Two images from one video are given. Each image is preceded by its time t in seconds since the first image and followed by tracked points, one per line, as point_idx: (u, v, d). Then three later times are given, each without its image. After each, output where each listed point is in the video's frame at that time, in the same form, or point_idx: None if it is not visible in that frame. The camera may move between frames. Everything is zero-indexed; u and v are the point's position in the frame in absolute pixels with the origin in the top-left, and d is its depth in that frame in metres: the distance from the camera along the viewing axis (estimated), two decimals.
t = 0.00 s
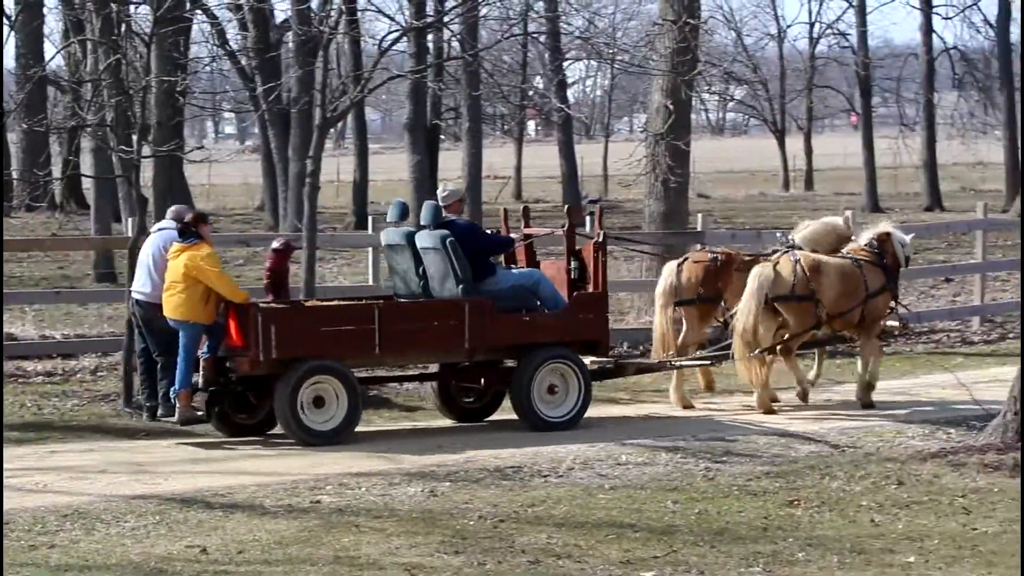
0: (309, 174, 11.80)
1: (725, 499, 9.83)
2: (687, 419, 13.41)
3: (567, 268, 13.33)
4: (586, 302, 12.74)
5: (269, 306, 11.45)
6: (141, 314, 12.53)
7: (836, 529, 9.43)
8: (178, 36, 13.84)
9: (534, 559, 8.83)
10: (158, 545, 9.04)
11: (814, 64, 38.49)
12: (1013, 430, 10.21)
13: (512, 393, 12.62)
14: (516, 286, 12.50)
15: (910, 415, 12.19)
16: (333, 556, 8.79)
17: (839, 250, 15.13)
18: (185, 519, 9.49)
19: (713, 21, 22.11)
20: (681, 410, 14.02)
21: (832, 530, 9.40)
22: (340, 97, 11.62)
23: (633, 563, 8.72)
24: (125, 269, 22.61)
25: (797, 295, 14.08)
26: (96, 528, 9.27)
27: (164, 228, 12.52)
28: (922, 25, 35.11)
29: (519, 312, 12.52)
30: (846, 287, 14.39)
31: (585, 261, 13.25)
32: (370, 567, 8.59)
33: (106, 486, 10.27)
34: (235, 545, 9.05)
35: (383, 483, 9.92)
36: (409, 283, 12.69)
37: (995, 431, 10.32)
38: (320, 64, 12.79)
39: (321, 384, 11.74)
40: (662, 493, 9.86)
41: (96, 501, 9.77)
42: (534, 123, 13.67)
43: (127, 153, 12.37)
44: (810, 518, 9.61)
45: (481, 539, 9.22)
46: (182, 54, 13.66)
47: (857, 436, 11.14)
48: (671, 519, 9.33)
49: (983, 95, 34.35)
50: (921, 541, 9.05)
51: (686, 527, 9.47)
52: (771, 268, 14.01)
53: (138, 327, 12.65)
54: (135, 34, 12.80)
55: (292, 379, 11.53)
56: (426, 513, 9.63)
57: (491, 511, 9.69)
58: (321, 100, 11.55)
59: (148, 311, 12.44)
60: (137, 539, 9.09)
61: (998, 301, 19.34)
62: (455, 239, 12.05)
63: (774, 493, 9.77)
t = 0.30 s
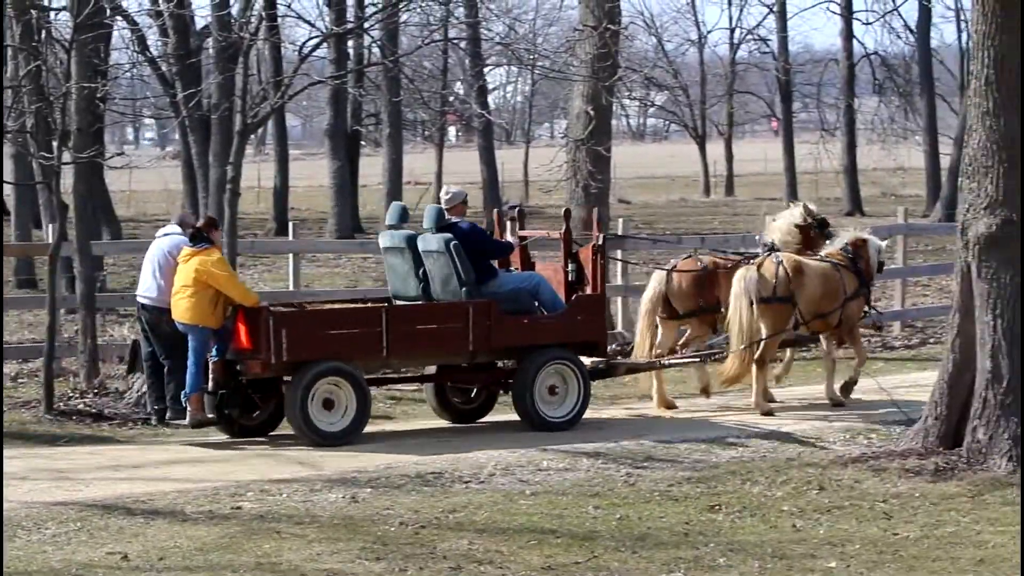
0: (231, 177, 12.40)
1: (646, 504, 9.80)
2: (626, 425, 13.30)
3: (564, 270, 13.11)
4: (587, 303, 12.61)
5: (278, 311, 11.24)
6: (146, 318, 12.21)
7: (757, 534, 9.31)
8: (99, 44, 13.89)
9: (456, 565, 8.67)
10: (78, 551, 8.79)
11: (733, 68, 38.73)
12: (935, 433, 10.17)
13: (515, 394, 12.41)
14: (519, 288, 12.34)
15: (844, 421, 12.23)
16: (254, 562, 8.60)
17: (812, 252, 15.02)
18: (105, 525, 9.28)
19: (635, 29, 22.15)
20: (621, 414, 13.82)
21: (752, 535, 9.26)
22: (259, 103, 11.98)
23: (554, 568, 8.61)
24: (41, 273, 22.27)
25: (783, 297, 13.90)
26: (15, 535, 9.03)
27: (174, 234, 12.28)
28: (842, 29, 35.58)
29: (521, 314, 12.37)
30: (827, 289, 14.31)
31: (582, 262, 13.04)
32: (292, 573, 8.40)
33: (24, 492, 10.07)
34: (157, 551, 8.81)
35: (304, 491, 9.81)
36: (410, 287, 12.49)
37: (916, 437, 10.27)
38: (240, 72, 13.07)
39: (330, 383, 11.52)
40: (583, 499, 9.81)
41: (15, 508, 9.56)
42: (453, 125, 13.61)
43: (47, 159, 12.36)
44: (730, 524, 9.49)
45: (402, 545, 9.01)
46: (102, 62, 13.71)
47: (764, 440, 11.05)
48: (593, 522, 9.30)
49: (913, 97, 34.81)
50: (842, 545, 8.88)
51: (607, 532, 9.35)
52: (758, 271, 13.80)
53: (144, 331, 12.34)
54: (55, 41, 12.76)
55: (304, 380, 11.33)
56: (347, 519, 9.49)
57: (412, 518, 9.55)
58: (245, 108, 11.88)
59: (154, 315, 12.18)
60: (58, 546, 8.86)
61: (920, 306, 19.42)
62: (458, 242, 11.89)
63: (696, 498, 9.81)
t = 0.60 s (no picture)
0: (188, 182, 12.48)
1: (603, 508, 9.73)
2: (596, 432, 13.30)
3: (594, 273, 13.35)
4: (617, 306, 12.94)
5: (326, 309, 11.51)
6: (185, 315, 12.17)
7: (715, 538, 9.27)
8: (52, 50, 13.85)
9: (414, 569, 8.61)
10: (35, 556, 8.68)
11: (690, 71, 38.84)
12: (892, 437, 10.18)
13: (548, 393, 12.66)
14: (553, 289, 12.61)
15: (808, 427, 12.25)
16: (212, 567, 8.51)
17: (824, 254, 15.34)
18: (63, 530, 9.18)
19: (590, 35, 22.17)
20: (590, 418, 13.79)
21: (709, 539, 9.21)
22: (213, 108, 11.94)
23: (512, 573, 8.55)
24: None
25: (794, 299, 14.23)
26: None
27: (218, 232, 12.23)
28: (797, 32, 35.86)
29: (554, 313, 12.69)
30: (837, 291, 14.62)
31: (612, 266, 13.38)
32: None
33: None
34: (115, 556, 8.70)
35: (262, 497, 9.77)
36: (440, 289, 12.59)
37: (873, 441, 10.28)
38: (195, 78, 13.04)
39: (372, 380, 11.83)
40: (540, 503, 9.75)
41: None
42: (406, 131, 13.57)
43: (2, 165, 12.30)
44: (688, 528, 9.45)
45: (360, 550, 8.92)
46: (57, 68, 13.66)
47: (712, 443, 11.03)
48: (550, 526, 9.26)
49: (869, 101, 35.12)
50: (800, 549, 8.83)
51: (565, 537, 9.31)
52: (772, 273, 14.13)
53: (183, 328, 12.27)
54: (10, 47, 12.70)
55: (350, 374, 11.65)
56: (305, 524, 9.41)
57: (369, 523, 9.49)
58: (199, 112, 11.98)
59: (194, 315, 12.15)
60: (15, 551, 8.73)
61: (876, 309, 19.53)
62: (495, 244, 12.15)
63: (653, 503, 9.78)
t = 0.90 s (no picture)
0: (139, 184, 12.13)
1: (554, 509, 9.76)
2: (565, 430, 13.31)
3: (614, 270, 13.65)
4: (643, 302, 13.19)
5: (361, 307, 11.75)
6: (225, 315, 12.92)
7: (665, 538, 9.27)
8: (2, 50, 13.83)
9: (365, 569, 8.60)
10: None
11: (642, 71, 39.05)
12: (843, 437, 10.16)
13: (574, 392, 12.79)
14: (579, 286, 12.76)
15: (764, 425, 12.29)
16: (162, 567, 8.48)
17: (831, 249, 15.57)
18: (12, 531, 9.14)
19: (542, 34, 22.20)
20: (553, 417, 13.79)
21: (658, 539, 9.22)
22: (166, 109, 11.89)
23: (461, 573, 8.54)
24: None
25: (799, 292, 14.71)
26: None
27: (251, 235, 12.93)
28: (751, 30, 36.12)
29: (584, 311, 12.89)
30: (843, 285, 14.93)
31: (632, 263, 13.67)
32: None
33: None
34: (64, 557, 8.67)
35: (212, 497, 9.77)
36: (464, 287, 12.76)
37: (824, 441, 10.26)
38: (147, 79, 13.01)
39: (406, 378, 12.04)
40: (490, 503, 9.77)
41: None
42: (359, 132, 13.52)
43: None
44: (638, 528, 9.46)
45: (309, 551, 8.89)
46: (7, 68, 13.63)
47: (661, 443, 11.04)
48: (500, 527, 9.27)
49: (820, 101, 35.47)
50: (750, 549, 8.83)
51: (515, 537, 9.32)
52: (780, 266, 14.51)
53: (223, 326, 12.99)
54: None
55: (385, 374, 11.80)
56: (256, 524, 9.39)
57: (319, 523, 9.48)
58: (150, 113, 11.94)
59: (231, 312, 12.93)
60: None
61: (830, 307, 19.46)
62: (523, 243, 12.33)
63: (603, 503, 9.80)
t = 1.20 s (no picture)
0: (48, 184, 12.10)
1: (464, 508, 9.75)
2: (498, 424, 13.29)
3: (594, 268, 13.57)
4: (622, 299, 13.32)
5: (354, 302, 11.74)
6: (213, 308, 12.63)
7: (576, 537, 9.25)
8: None
9: (276, 569, 8.52)
10: None
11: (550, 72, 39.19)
12: (753, 436, 10.14)
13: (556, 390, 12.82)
14: (560, 284, 12.85)
15: (686, 422, 12.34)
16: (71, 568, 8.38)
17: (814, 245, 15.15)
18: None
19: (454, 33, 22.12)
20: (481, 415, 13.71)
21: (569, 538, 9.19)
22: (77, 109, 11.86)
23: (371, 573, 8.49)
24: None
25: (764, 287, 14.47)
26: None
27: (241, 229, 12.63)
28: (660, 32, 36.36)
29: (568, 307, 12.97)
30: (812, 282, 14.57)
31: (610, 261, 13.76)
32: None
33: None
34: None
35: (123, 498, 9.69)
36: (445, 282, 12.73)
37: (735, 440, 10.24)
38: (57, 79, 12.93)
39: (394, 373, 12.00)
40: (401, 503, 9.74)
41: None
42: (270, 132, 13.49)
43: None
44: (548, 528, 9.43)
45: (220, 551, 8.80)
46: None
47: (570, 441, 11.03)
48: (411, 527, 9.24)
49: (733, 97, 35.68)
50: (661, 548, 8.81)
51: (426, 537, 9.28)
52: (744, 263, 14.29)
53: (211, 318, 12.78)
54: None
55: (373, 374, 11.76)
56: (166, 524, 9.30)
57: (230, 524, 9.39)
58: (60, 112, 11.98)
59: (222, 306, 12.58)
60: None
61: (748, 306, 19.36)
62: (507, 241, 12.28)
63: (513, 503, 9.79)
